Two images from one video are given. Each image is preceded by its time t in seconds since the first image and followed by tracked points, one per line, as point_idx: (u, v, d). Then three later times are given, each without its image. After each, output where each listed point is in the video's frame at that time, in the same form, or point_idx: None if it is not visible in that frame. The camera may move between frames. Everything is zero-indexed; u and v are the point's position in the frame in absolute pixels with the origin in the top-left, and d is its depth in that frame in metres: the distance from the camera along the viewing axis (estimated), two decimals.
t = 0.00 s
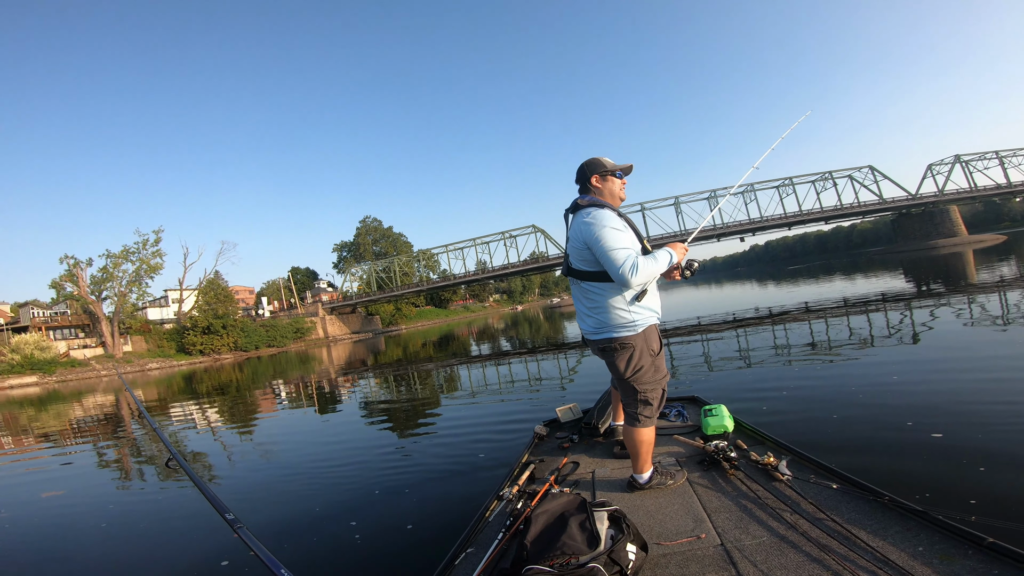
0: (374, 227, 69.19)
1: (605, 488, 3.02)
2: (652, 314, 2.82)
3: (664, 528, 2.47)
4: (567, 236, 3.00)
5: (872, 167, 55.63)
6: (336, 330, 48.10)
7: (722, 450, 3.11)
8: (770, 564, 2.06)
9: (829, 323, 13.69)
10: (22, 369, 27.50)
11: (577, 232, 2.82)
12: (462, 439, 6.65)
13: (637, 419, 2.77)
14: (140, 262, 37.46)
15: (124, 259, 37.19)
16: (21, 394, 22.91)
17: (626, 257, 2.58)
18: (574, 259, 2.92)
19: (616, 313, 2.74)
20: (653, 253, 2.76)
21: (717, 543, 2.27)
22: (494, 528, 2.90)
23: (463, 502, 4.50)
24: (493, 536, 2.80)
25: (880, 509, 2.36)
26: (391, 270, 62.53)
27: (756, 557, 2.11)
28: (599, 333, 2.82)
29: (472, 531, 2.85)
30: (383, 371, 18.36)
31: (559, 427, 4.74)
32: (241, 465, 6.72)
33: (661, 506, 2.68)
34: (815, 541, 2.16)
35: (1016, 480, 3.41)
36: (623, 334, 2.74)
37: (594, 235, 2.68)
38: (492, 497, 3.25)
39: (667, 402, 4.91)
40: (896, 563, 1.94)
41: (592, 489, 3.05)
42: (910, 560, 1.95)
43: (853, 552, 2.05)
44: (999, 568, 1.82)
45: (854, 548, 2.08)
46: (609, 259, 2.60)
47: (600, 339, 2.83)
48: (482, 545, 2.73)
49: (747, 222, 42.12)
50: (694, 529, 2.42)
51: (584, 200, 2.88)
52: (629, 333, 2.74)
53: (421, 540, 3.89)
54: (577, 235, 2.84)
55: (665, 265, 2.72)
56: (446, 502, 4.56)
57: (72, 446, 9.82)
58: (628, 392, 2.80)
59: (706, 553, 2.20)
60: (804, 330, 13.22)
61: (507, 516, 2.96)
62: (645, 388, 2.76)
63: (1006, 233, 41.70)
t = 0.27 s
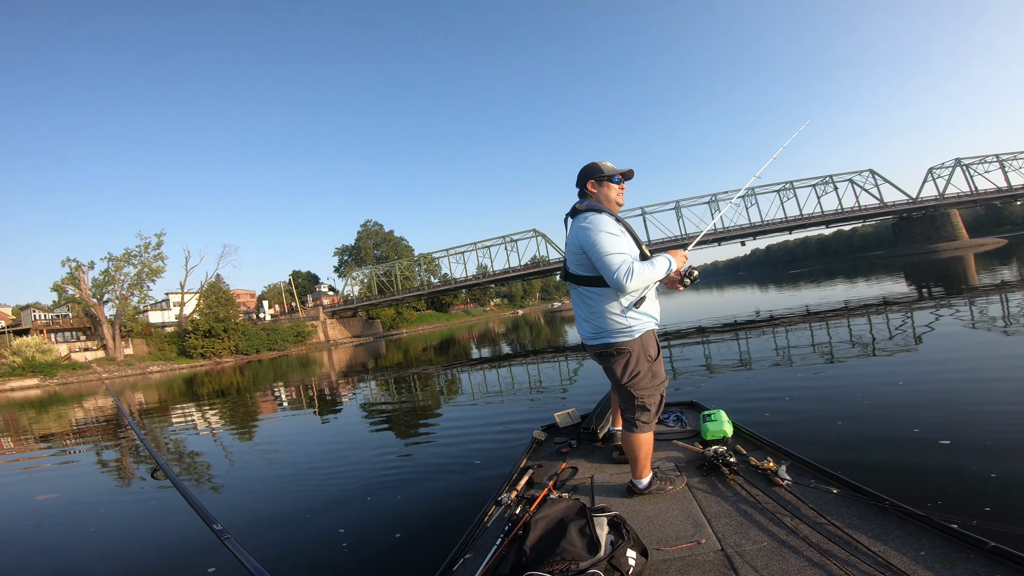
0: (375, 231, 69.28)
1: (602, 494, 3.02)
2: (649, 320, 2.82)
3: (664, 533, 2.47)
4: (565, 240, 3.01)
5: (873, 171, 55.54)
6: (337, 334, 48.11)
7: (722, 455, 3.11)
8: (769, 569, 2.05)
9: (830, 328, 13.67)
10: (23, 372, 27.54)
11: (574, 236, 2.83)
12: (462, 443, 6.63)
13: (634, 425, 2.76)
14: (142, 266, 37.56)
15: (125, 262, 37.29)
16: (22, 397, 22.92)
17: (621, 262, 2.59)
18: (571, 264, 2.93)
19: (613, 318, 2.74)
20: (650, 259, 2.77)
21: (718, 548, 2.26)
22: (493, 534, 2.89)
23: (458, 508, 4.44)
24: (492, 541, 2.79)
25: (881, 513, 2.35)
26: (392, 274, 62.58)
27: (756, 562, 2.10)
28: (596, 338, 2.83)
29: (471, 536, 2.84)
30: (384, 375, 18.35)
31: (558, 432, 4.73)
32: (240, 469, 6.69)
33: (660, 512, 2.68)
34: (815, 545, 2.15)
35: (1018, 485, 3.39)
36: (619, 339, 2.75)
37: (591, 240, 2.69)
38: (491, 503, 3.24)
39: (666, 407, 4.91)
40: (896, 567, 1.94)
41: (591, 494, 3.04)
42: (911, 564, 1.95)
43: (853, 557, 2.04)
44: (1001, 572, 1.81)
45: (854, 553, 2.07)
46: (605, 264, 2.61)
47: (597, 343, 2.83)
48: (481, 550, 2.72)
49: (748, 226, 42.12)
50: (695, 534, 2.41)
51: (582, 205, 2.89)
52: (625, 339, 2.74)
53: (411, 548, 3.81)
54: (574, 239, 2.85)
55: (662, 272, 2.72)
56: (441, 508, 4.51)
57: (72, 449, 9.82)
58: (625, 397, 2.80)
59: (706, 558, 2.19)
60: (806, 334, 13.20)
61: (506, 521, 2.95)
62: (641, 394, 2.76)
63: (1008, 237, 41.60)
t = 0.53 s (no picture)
0: (379, 231, 69.41)
1: (603, 495, 3.01)
2: (648, 321, 2.81)
3: (665, 534, 2.45)
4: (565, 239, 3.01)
5: (878, 171, 55.23)
6: (340, 334, 48.21)
7: (723, 456, 3.10)
8: (771, 569, 2.04)
9: (835, 328, 13.60)
10: (28, 372, 27.72)
11: (574, 236, 2.83)
12: (464, 443, 6.63)
13: (634, 425, 2.76)
14: (147, 266, 37.74)
15: (130, 262, 37.47)
16: (27, 396, 23.03)
17: (619, 262, 2.59)
18: (570, 263, 2.93)
19: (611, 318, 2.74)
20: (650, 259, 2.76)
21: (719, 550, 2.25)
22: (492, 534, 2.89)
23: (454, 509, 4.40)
24: (491, 541, 2.79)
25: (884, 514, 2.34)
26: (395, 275, 62.68)
27: (757, 564, 2.09)
28: (595, 338, 2.83)
29: (470, 537, 2.83)
30: (388, 375, 18.39)
31: (558, 432, 4.73)
32: (243, 469, 6.71)
33: (661, 512, 2.67)
34: (818, 547, 2.14)
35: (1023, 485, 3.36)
36: (617, 339, 2.75)
37: (589, 239, 2.69)
38: (491, 503, 3.24)
39: (667, 408, 4.90)
40: (899, 568, 1.92)
41: (591, 495, 3.03)
42: (914, 565, 1.94)
43: (857, 559, 2.02)
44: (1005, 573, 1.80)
45: (858, 554, 2.06)
46: (603, 263, 2.61)
47: (595, 343, 2.83)
48: (480, 550, 2.72)
49: (752, 227, 41.99)
50: (696, 535, 2.39)
51: (582, 204, 2.89)
52: (623, 339, 2.74)
53: (400, 551, 3.75)
54: (573, 239, 2.84)
55: (662, 273, 2.71)
56: (437, 509, 4.47)
57: (76, 448, 9.87)
58: (624, 397, 2.79)
59: (707, 560, 2.18)
60: (810, 335, 13.14)
61: (505, 521, 2.94)
62: (640, 394, 2.75)
63: (1014, 237, 41.32)
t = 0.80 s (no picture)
0: (384, 228, 69.55)
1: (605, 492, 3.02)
2: (650, 316, 2.82)
3: (668, 531, 2.47)
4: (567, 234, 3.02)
5: (886, 166, 54.71)
6: (347, 330, 48.45)
7: (727, 453, 3.10)
8: (776, 568, 2.05)
9: (842, 324, 13.54)
10: (40, 369, 28.07)
11: (576, 231, 2.84)
12: (469, 439, 6.68)
13: (636, 422, 2.76)
14: (155, 263, 38.02)
15: (139, 259, 37.73)
16: (39, 393, 23.29)
17: (621, 256, 2.59)
18: (572, 258, 2.95)
19: (614, 313, 2.75)
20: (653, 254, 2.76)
21: (723, 548, 2.26)
22: (494, 531, 2.91)
23: (454, 509, 4.40)
24: (493, 538, 2.81)
25: (889, 512, 2.34)
26: (401, 271, 62.85)
27: (761, 562, 2.10)
28: (597, 333, 2.84)
29: (472, 534, 2.85)
30: (394, 371, 18.49)
31: (561, 428, 4.75)
32: (250, 465, 6.78)
33: (663, 510, 2.69)
34: (823, 545, 2.14)
35: None
36: (619, 334, 2.75)
37: (591, 234, 2.69)
38: (493, 499, 3.26)
39: (671, 404, 4.90)
40: (905, 568, 1.93)
41: (594, 492, 3.05)
42: (920, 564, 1.94)
43: (862, 557, 2.03)
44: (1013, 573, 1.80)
45: (863, 553, 2.06)
46: (605, 257, 2.62)
47: (598, 339, 2.85)
48: (482, 548, 2.73)
49: (759, 222, 41.76)
50: (699, 533, 2.41)
51: (585, 199, 2.90)
52: (625, 334, 2.75)
53: (392, 557, 3.71)
54: (575, 233, 2.85)
55: (665, 268, 2.71)
56: (436, 509, 4.47)
57: (87, 444, 9.98)
58: (627, 393, 2.80)
59: (710, 558, 2.19)
60: (817, 331, 13.09)
61: (507, 519, 2.96)
62: (643, 390, 2.76)
63: None
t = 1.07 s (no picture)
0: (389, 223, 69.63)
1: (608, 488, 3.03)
2: (656, 310, 2.81)
3: (672, 528, 2.47)
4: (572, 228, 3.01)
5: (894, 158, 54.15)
6: (353, 326, 48.67)
7: (732, 449, 3.10)
8: (780, 566, 2.05)
9: (849, 318, 13.46)
10: (50, 366, 28.41)
11: (581, 225, 2.82)
12: (474, 434, 6.70)
13: (640, 418, 2.76)
14: (163, 261, 38.27)
15: (147, 256, 38.01)
16: (50, 390, 23.56)
17: (627, 250, 2.58)
18: (577, 253, 2.94)
19: (619, 307, 2.74)
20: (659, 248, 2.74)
21: (727, 544, 2.26)
22: (497, 528, 2.92)
23: (456, 506, 4.41)
24: (496, 535, 2.82)
25: (896, 509, 2.33)
26: (406, 266, 62.98)
27: (766, 560, 2.10)
28: (603, 327, 2.83)
29: (475, 530, 2.87)
30: (401, 366, 18.58)
31: (565, 424, 4.76)
32: (258, 461, 6.85)
33: (667, 506, 2.69)
34: (828, 543, 2.14)
35: None
36: (625, 330, 2.74)
37: (596, 228, 2.69)
38: (496, 496, 3.27)
39: (676, 399, 4.90)
40: (912, 566, 1.92)
41: (597, 488, 3.06)
42: (926, 562, 1.93)
43: (867, 555, 2.02)
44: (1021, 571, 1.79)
45: (869, 550, 2.06)
46: (611, 252, 2.61)
47: (603, 333, 2.84)
48: (485, 544, 2.75)
49: (765, 215, 41.48)
50: (703, 530, 2.41)
51: (589, 193, 2.88)
52: (631, 329, 2.73)
53: (382, 557, 3.70)
54: (580, 228, 2.84)
55: (671, 261, 2.69)
56: (439, 505, 4.49)
57: (98, 441, 10.09)
58: (632, 388, 2.79)
59: (714, 555, 2.19)
60: (825, 325, 13.02)
61: (510, 515, 2.97)
62: (648, 385, 2.75)
63: None
